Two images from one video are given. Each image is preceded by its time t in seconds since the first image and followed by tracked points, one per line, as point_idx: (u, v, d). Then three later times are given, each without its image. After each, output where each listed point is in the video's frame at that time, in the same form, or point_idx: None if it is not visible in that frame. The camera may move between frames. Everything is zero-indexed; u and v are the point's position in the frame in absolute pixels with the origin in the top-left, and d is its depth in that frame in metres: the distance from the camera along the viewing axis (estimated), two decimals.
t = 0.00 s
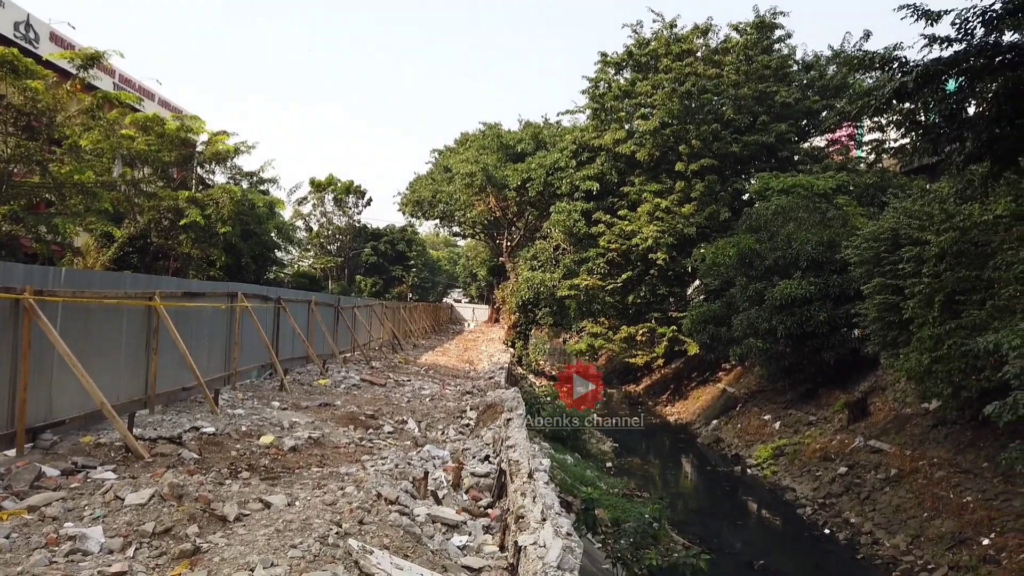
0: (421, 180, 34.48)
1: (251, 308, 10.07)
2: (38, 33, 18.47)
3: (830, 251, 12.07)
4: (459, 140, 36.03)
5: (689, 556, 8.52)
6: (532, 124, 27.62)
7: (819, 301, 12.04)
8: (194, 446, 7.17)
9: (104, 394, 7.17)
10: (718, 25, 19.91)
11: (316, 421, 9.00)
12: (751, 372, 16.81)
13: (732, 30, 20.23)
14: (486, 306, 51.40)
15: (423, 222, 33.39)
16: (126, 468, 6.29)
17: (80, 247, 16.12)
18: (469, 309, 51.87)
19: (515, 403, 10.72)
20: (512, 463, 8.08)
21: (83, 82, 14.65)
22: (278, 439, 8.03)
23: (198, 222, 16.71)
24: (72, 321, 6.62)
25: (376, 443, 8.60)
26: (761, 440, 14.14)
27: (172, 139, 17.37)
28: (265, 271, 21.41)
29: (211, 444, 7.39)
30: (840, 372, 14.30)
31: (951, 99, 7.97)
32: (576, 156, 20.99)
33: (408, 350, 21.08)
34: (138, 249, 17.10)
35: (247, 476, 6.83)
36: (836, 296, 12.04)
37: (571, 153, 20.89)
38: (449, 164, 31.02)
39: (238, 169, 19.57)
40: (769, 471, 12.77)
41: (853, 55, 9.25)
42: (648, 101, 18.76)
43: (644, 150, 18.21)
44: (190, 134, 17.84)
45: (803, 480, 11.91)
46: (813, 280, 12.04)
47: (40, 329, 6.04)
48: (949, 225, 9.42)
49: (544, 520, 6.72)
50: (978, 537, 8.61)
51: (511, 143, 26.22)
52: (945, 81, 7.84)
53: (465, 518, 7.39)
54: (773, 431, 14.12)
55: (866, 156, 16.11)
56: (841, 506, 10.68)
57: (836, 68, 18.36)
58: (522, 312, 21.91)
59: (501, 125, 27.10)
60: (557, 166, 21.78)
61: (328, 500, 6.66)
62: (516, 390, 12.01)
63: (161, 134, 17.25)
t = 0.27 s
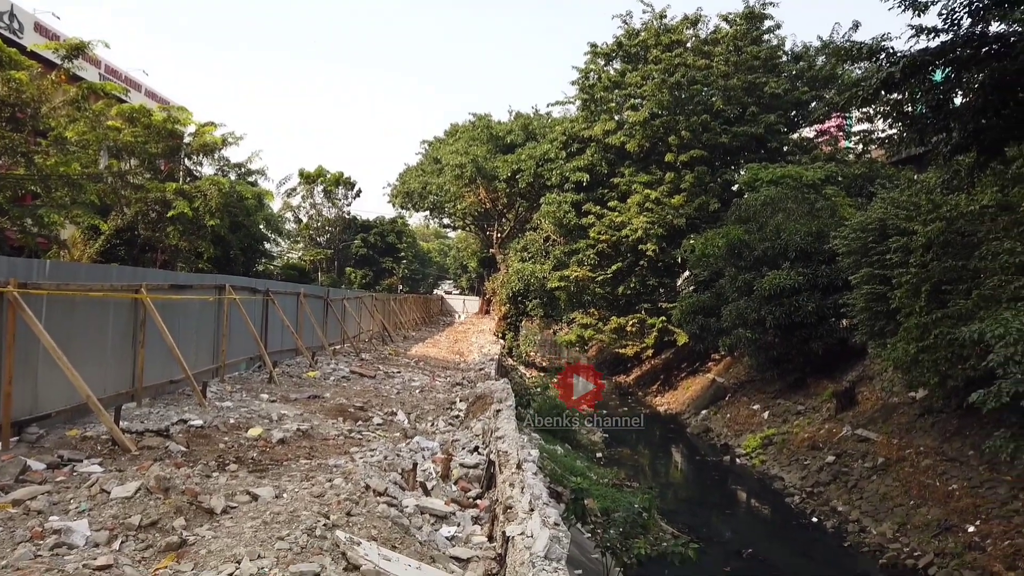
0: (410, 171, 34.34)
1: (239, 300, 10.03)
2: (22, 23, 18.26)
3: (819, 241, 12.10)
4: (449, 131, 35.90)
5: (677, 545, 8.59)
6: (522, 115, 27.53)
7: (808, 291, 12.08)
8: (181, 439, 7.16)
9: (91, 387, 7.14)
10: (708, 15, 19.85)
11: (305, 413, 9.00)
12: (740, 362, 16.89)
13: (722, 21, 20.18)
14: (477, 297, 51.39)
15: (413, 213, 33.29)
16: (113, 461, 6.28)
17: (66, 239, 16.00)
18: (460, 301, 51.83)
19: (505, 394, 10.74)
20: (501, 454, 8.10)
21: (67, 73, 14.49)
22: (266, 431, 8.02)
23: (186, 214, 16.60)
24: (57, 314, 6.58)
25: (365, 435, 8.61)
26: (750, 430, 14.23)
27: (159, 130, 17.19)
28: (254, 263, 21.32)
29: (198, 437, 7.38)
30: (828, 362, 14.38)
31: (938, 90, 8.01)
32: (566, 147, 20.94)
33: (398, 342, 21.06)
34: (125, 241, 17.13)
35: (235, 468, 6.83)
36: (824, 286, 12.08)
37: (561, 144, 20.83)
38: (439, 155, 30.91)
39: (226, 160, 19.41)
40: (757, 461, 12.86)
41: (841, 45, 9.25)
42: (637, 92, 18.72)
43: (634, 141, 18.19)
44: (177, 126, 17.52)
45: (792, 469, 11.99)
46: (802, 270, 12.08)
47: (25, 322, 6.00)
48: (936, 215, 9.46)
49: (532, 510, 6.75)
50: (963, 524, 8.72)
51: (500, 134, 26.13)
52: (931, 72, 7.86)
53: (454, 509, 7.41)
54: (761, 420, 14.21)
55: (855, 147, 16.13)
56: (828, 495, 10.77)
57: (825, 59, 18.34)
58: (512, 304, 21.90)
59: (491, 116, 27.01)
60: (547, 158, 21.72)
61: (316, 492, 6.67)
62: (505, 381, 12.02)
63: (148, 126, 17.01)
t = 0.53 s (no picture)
0: (396, 162, 34.15)
1: (222, 292, 9.97)
2: None
3: (803, 231, 12.16)
4: (435, 121, 35.74)
5: (662, 532, 8.66)
6: (508, 105, 27.44)
7: (792, 281, 12.15)
8: (163, 431, 7.13)
9: (71, 380, 7.08)
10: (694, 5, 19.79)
11: (289, 405, 8.98)
12: (725, 351, 17.00)
13: (707, 11, 20.15)
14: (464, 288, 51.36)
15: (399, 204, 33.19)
16: (94, 454, 6.25)
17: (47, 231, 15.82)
18: (446, 291, 51.76)
19: (490, 384, 10.77)
20: (486, 445, 8.12)
21: (46, 62, 14.25)
22: (250, 423, 8.00)
23: (168, 205, 16.47)
24: (35, 306, 6.52)
25: (349, 426, 8.61)
26: (735, 418, 14.34)
27: (141, 120, 17.02)
28: (238, 255, 21.17)
29: (181, 429, 7.36)
30: (812, 351, 14.49)
31: (920, 80, 8.02)
32: (551, 137, 20.90)
33: (384, 333, 21.02)
34: (107, 233, 16.99)
35: (218, 461, 6.81)
36: (808, 276, 12.16)
37: (547, 134, 20.78)
38: (425, 145, 30.78)
39: (209, 151, 19.26)
40: (742, 449, 12.97)
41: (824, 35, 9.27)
42: (623, 82, 18.68)
43: (620, 131, 18.18)
44: (159, 116, 17.44)
45: (775, 457, 12.11)
46: (786, 260, 12.14)
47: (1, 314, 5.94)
48: (918, 205, 9.52)
49: (515, 500, 6.77)
50: (944, 510, 8.86)
51: (486, 124, 26.03)
52: (913, 62, 7.88)
53: (438, 499, 7.43)
54: (746, 409, 14.32)
55: (839, 137, 16.18)
56: (811, 482, 10.89)
57: (809, 49, 18.36)
58: (499, 295, 21.90)
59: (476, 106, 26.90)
60: (534, 148, 21.65)
61: (299, 484, 6.67)
62: (491, 372, 12.04)
63: (130, 116, 16.88)
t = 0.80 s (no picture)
0: (377, 152, 33.92)
1: (199, 283, 9.88)
2: None
3: (781, 221, 12.24)
4: (416, 111, 35.54)
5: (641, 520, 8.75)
6: (489, 95, 27.32)
7: (770, 271, 12.24)
8: (139, 425, 7.08)
9: (44, 373, 7.01)
10: None
11: (268, 397, 8.95)
12: (705, 340, 17.10)
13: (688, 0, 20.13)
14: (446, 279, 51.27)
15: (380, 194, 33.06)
16: (68, 448, 6.20)
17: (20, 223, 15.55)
18: (428, 282, 51.64)
19: (470, 374, 10.79)
20: (465, 435, 8.15)
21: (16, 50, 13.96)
22: (227, 415, 7.96)
23: (144, 195, 16.45)
24: (5, 299, 6.43)
25: (328, 418, 8.60)
26: (715, 407, 14.47)
27: (115, 110, 16.84)
28: (217, 246, 20.96)
29: (157, 422, 7.31)
30: (791, 340, 14.64)
31: (895, 70, 8.00)
32: (532, 128, 20.84)
33: (365, 324, 20.94)
34: (81, 225, 16.43)
35: (194, 453, 6.79)
36: (787, 265, 12.25)
37: (528, 124, 20.73)
38: (406, 136, 30.60)
39: (185, 141, 19.07)
40: (722, 437, 13.10)
41: (801, 26, 9.30)
42: (604, 72, 18.64)
43: (601, 121, 18.15)
44: (135, 106, 17.33)
45: (755, 445, 12.24)
46: (765, 250, 12.22)
47: None
48: (894, 194, 9.61)
49: (493, 490, 6.81)
50: (919, 496, 9.02)
51: (467, 114, 25.90)
52: (888, 52, 7.88)
53: (417, 490, 7.45)
54: (726, 398, 14.45)
55: (817, 127, 16.27)
56: (790, 469, 11.03)
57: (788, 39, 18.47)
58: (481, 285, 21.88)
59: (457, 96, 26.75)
60: (515, 138, 21.54)
61: (276, 476, 6.66)
62: (472, 362, 12.05)
63: (104, 105, 16.77)
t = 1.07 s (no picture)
0: (360, 146, 33.73)
1: (178, 277, 9.81)
2: None
3: (762, 215, 12.31)
4: (399, 104, 35.42)
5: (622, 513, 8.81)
6: (472, 88, 27.26)
7: (751, 264, 12.32)
8: (115, 420, 7.03)
9: (19, 368, 6.93)
10: None
11: (247, 392, 8.91)
12: (688, 333, 17.17)
13: None
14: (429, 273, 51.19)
15: (362, 187, 33.01)
16: (42, 444, 6.14)
17: None
18: (411, 276, 51.54)
19: (452, 368, 10.81)
20: (446, 429, 8.16)
21: None
22: (206, 410, 7.93)
23: (122, 188, 16.22)
24: None
25: (309, 413, 8.59)
26: (696, 400, 14.58)
27: (92, 101, 16.73)
28: (197, 240, 20.78)
29: (134, 417, 7.26)
30: (772, 333, 14.77)
31: (874, 64, 8.14)
32: (516, 121, 20.79)
33: (348, 319, 20.86)
34: (58, 218, 16.50)
35: (171, 449, 6.75)
36: (768, 259, 12.33)
37: (511, 118, 20.65)
38: (389, 129, 30.49)
39: (164, 133, 18.90)
40: (703, 430, 13.20)
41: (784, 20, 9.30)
42: (587, 66, 18.62)
43: (583, 115, 18.15)
44: (113, 98, 17.12)
45: (736, 438, 12.34)
46: (746, 243, 12.30)
47: None
48: (873, 188, 9.71)
49: (472, 484, 6.83)
50: (896, 486, 9.14)
51: (450, 107, 25.82)
52: (867, 47, 7.99)
53: (397, 484, 7.46)
54: (707, 390, 14.56)
55: (798, 121, 16.36)
56: (770, 461, 11.14)
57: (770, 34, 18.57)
58: (464, 279, 21.86)
59: (439, 89, 26.67)
60: (499, 133, 21.32)
61: (253, 471, 6.65)
62: (454, 356, 12.07)
63: (81, 97, 16.55)
